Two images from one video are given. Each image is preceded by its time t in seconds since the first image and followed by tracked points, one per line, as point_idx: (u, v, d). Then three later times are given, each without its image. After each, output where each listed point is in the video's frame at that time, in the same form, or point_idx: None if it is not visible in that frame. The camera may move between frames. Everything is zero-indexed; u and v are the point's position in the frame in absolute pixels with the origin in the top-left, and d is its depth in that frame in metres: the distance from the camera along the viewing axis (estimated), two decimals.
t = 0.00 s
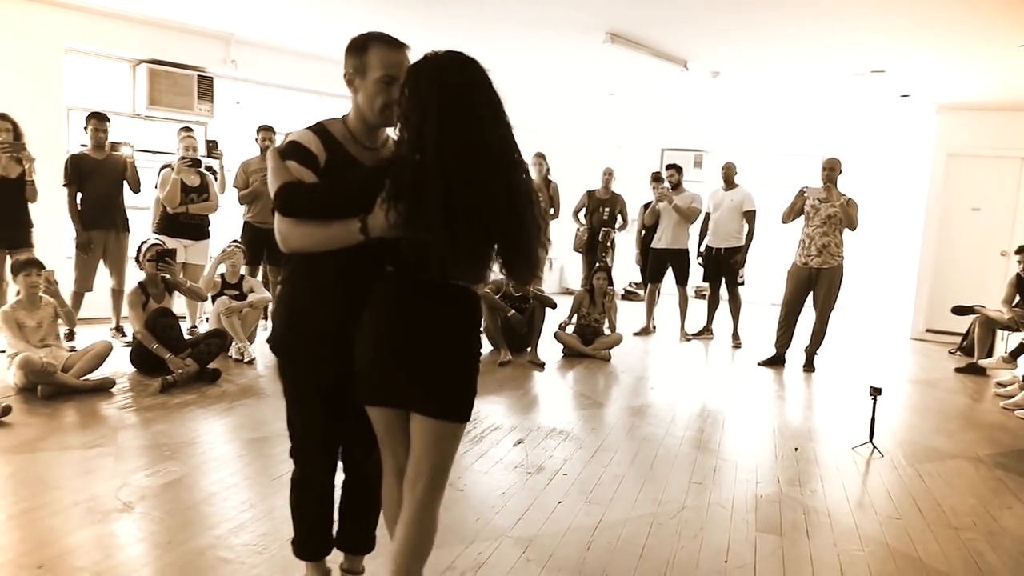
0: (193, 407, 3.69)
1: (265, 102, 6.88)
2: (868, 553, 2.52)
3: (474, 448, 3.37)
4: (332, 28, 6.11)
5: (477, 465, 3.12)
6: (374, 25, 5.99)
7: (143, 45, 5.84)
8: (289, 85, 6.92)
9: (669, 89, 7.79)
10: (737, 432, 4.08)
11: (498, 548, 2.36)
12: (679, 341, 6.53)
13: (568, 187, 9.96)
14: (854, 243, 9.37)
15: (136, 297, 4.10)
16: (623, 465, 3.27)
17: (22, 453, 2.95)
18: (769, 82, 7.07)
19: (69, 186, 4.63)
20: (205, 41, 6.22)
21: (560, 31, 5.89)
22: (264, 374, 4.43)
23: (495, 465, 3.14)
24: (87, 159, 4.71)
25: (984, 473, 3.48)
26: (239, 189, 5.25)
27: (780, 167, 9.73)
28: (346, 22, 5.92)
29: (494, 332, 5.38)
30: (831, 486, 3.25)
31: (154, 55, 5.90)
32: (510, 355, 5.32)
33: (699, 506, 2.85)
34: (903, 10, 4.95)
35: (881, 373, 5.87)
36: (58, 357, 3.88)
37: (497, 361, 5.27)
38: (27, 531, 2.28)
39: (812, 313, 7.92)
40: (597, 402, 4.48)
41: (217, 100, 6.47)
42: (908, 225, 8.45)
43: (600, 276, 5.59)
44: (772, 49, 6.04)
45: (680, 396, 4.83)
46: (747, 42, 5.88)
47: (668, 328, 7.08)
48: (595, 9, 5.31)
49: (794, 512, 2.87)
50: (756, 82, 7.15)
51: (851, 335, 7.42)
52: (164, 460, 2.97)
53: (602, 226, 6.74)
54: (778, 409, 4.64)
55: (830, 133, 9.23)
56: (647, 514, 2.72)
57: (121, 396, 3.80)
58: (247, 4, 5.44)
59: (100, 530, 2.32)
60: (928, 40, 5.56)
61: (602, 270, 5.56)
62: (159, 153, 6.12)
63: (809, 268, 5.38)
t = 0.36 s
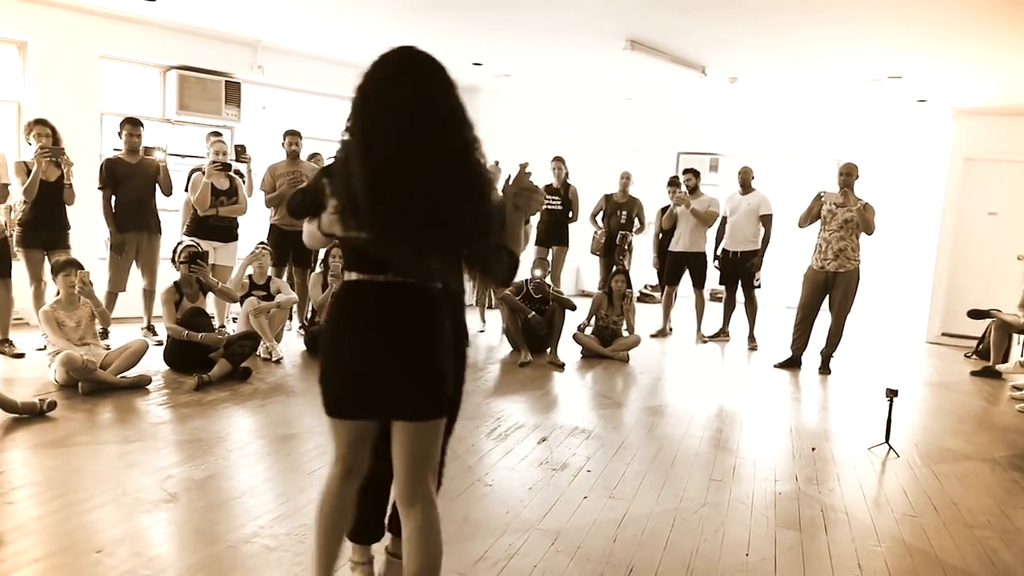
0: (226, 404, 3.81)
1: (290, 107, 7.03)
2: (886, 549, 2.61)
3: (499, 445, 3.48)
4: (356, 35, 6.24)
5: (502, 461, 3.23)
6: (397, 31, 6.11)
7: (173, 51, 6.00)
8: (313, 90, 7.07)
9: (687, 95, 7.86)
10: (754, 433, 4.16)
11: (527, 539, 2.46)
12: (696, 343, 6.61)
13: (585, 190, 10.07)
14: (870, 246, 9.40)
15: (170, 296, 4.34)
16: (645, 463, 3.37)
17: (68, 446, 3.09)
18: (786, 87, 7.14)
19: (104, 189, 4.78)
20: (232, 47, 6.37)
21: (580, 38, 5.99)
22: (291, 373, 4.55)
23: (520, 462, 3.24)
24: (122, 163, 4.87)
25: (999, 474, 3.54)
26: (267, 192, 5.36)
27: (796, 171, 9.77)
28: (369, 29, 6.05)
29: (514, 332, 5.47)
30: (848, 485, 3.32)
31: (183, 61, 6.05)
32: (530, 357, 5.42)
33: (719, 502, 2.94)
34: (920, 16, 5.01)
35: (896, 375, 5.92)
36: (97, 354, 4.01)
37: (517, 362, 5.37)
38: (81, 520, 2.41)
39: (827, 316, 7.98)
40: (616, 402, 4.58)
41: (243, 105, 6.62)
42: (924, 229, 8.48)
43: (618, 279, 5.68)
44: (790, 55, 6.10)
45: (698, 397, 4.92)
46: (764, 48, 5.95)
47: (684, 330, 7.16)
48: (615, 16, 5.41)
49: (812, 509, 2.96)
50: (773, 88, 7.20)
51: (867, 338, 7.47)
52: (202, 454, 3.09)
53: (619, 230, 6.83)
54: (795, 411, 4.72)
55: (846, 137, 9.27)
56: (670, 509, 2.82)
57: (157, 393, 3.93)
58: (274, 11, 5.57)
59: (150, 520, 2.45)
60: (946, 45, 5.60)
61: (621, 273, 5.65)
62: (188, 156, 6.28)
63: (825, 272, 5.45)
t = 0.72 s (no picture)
0: (245, 405, 3.92)
1: (301, 112, 7.15)
2: (890, 544, 2.70)
3: (512, 444, 3.58)
4: (367, 41, 6.35)
5: (517, 460, 3.33)
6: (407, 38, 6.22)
7: (187, 58, 6.11)
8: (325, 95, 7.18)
9: (692, 98, 7.95)
10: (760, 432, 4.26)
11: (545, 534, 2.57)
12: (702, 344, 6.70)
13: (591, 192, 10.16)
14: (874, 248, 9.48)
15: (189, 298, 4.44)
16: (656, 462, 3.47)
17: (97, 446, 3.20)
18: (791, 92, 7.23)
19: (123, 194, 4.89)
20: (245, 54, 6.48)
21: (587, 44, 6.08)
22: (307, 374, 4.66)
23: (534, 460, 3.35)
24: (140, 169, 5.00)
25: (1000, 473, 3.64)
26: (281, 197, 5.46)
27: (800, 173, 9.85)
28: (380, 35, 6.16)
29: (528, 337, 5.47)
30: (853, 483, 3.42)
31: (198, 68, 6.16)
32: (540, 358, 5.51)
33: (727, 499, 3.04)
34: (923, 23, 5.09)
35: (900, 376, 6.00)
36: (120, 357, 4.12)
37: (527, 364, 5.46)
38: (117, 515, 2.52)
39: (831, 317, 8.06)
40: (625, 403, 4.68)
41: (256, 110, 6.74)
42: (927, 231, 8.57)
43: (625, 281, 5.78)
44: (794, 60, 6.19)
45: (704, 398, 5.02)
46: (769, 54, 6.04)
47: (690, 332, 7.25)
48: (622, 23, 5.51)
49: (819, 505, 3.06)
50: (778, 92, 7.28)
51: (870, 339, 7.55)
52: (226, 453, 3.20)
53: (626, 232, 6.92)
54: (800, 411, 4.81)
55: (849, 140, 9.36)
56: (681, 506, 2.92)
57: (178, 394, 4.04)
58: (287, 19, 5.68)
59: (183, 515, 2.56)
60: (948, 50, 5.68)
61: (628, 275, 5.75)
62: (203, 161, 6.40)
63: (829, 274, 5.53)
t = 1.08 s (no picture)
0: (255, 404, 4.00)
1: (306, 115, 7.23)
2: (886, 539, 2.77)
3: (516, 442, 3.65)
4: (371, 45, 6.43)
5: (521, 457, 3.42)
6: (411, 41, 6.31)
7: (194, 62, 6.19)
8: (329, 98, 7.26)
9: (693, 100, 8.01)
10: (760, 430, 4.34)
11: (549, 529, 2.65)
12: (703, 343, 6.78)
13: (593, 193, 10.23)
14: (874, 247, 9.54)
15: (199, 298, 4.51)
16: (657, 459, 3.54)
17: (113, 444, 3.29)
18: (791, 93, 7.30)
19: (133, 197, 4.97)
20: (251, 57, 6.56)
21: (589, 47, 6.15)
22: (314, 373, 4.74)
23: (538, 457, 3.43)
24: (149, 172, 5.05)
25: (995, 469, 3.71)
26: (288, 199, 5.53)
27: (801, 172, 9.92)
28: (384, 39, 6.24)
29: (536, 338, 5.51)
30: (850, 479, 3.49)
31: (205, 71, 6.24)
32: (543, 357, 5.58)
33: (727, 495, 3.12)
34: (924, 23, 5.12)
35: (899, 374, 6.07)
36: (131, 357, 4.20)
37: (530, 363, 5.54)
38: (135, 512, 2.60)
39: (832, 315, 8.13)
40: (627, 401, 4.76)
41: (262, 113, 6.83)
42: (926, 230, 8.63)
43: (627, 282, 5.86)
44: (794, 62, 6.25)
45: (705, 396, 5.09)
46: (769, 56, 6.11)
47: (691, 330, 7.33)
48: (623, 27, 5.58)
49: (818, 501, 3.14)
50: (779, 93, 7.35)
51: (870, 338, 7.62)
52: (237, 451, 3.28)
53: (628, 232, 6.99)
54: (800, 409, 4.89)
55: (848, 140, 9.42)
56: (681, 502, 3.00)
57: (189, 394, 4.12)
58: (293, 23, 5.76)
59: (199, 511, 2.64)
60: (945, 52, 5.74)
61: (630, 276, 5.83)
62: (211, 164, 6.48)
63: (828, 274, 5.60)
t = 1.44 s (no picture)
0: (259, 401, 4.07)
1: (308, 116, 7.30)
2: (876, 533, 2.83)
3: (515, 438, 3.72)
4: (373, 46, 6.49)
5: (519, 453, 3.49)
6: (412, 43, 6.37)
7: (197, 64, 6.26)
8: (330, 99, 7.32)
9: (692, 99, 8.06)
10: (756, 426, 4.41)
11: (545, 522, 2.73)
12: (702, 341, 6.84)
13: (593, 192, 10.28)
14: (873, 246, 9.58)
15: (202, 298, 4.58)
16: (653, 454, 3.61)
17: (120, 440, 3.36)
18: (788, 93, 7.35)
19: (136, 199, 5.04)
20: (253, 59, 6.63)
21: (587, 47, 6.20)
22: (316, 371, 4.81)
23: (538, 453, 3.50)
24: (152, 174, 5.12)
25: (986, 464, 3.77)
26: (290, 200, 5.57)
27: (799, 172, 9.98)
28: (385, 41, 6.30)
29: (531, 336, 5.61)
30: (843, 474, 3.55)
31: (207, 73, 6.31)
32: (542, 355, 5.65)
33: (720, 489, 3.19)
34: (918, 24, 5.18)
35: (896, 372, 6.13)
36: (136, 355, 4.27)
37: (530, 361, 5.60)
38: (140, 506, 2.67)
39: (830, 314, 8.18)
40: (625, 398, 4.83)
41: (264, 114, 6.90)
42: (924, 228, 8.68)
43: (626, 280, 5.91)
44: (791, 62, 6.30)
45: (703, 393, 5.16)
46: (766, 56, 6.16)
47: (690, 329, 7.39)
48: (621, 28, 5.64)
49: (811, 495, 3.20)
50: (776, 93, 7.40)
51: (868, 336, 7.67)
52: (240, 446, 3.36)
53: (627, 232, 7.05)
54: (796, 406, 4.96)
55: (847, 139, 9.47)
56: (675, 496, 3.07)
57: (192, 391, 4.19)
58: (294, 26, 5.82)
59: (203, 505, 2.71)
60: (940, 51, 5.78)
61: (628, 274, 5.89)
62: (214, 165, 6.56)
63: (824, 272, 5.66)
